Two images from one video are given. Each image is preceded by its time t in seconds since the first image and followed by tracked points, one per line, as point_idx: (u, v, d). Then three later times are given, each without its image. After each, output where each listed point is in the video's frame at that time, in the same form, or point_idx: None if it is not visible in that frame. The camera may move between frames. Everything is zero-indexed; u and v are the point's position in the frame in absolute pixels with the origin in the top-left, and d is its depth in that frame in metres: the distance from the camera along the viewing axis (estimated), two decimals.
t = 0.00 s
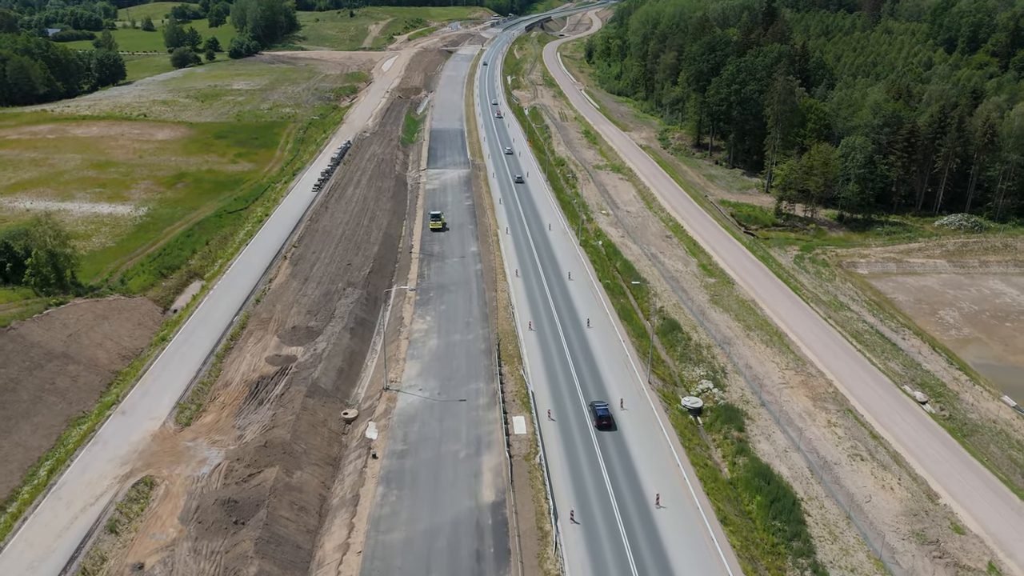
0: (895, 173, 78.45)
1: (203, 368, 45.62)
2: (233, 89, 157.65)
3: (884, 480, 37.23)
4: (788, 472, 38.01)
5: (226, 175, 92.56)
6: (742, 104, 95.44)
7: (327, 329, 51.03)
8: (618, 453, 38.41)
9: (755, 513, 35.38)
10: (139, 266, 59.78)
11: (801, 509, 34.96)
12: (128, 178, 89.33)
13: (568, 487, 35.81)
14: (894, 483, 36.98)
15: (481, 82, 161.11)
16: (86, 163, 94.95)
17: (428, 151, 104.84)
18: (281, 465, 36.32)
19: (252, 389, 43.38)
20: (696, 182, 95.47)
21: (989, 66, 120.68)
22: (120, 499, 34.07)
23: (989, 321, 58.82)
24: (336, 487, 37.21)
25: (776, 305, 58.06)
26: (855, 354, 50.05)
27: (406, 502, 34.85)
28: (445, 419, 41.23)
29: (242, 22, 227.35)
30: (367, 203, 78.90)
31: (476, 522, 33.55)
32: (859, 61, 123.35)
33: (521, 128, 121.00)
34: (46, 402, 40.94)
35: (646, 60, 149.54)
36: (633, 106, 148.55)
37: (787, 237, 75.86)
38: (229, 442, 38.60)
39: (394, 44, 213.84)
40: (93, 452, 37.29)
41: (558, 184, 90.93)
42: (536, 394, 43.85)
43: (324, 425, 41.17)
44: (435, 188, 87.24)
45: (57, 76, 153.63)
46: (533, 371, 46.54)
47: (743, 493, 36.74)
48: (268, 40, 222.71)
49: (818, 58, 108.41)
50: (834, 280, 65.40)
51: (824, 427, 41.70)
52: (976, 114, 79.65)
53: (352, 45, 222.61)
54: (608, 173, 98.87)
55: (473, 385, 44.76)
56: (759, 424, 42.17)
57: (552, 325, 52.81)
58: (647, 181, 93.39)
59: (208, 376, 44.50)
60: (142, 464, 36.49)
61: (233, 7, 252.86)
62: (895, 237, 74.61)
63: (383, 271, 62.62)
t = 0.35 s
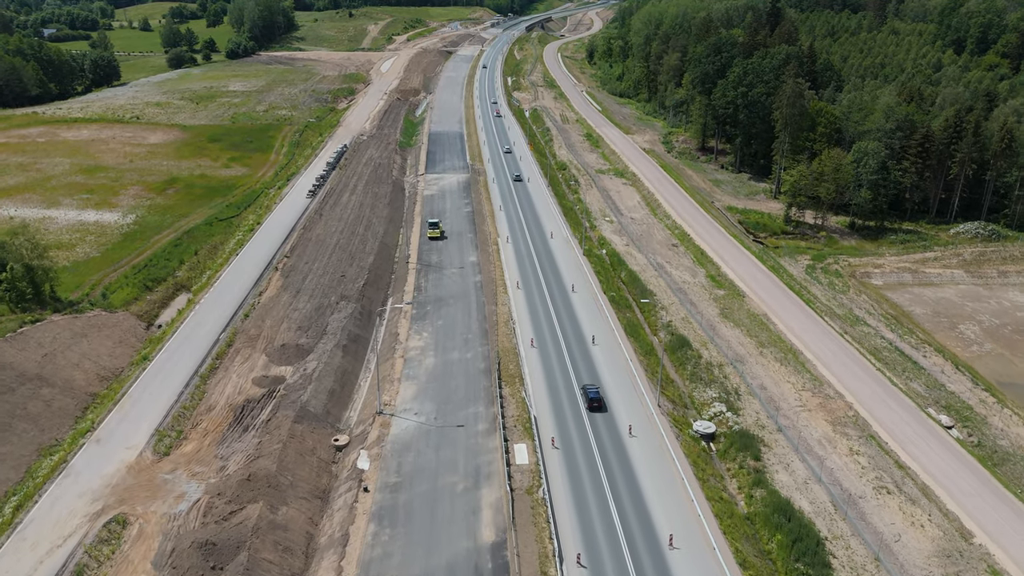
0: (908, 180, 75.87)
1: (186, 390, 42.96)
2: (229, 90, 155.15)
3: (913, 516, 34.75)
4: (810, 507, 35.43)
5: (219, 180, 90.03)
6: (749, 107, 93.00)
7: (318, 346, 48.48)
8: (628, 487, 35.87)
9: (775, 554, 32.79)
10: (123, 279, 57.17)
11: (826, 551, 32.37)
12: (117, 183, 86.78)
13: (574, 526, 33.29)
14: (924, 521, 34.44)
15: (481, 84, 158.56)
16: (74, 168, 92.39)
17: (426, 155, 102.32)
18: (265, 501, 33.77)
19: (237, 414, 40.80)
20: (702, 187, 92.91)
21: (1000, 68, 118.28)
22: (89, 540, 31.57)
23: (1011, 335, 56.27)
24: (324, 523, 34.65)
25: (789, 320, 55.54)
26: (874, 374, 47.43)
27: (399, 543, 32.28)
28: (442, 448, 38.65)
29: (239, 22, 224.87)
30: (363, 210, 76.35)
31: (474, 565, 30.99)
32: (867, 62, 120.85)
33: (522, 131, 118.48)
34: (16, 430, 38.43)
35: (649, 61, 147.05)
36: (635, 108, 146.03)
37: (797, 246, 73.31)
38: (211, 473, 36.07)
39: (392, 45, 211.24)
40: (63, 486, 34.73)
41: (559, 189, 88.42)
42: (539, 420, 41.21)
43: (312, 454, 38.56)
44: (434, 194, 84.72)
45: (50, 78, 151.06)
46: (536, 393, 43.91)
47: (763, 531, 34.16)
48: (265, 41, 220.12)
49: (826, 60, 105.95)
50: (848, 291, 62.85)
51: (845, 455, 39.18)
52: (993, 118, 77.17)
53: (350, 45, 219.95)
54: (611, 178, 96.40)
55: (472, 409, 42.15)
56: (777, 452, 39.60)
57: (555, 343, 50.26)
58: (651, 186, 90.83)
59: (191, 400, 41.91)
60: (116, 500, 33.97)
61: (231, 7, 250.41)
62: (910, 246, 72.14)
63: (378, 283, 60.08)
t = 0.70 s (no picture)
0: (924, 186, 73.66)
1: (166, 415, 40.37)
2: (224, 92, 152.70)
3: (946, 558, 32.29)
4: (835, 547, 32.85)
5: (211, 185, 87.54)
6: (756, 110, 90.52)
7: (308, 366, 45.95)
8: (639, 525, 33.34)
9: None
10: (105, 292, 54.61)
11: None
12: (105, 188, 84.32)
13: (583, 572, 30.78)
14: (959, 564, 31.92)
15: (481, 85, 155.90)
16: (62, 172, 89.89)
17: (425, 159, 99.86)
18: (246, 542, 31.21)
19: (220, 442, 38.25)
20: (707, 192, 90.48)
21: (1011, 69, 115.76)
22: None
23: None
24: (311, 565, 32.09)
25: (804, 335, 53.03)
26: (896, 396, 44.78)
27: None
28: (438, 481, 36.09)
29: (237, 22, 222.37)
30: (358, 217, 73.83)
31: None
32: (875, 64, 118.37)
33: (523, 135, 116.02)
34: None
35: (651, 62, 144.51)
36: (638, 110, 143.50)
37: (808, 255, 70.80)
38: (189, 510, 33.49)
39: (391, 45, 208.68)
40: (29, 526, 32.18)
41: (561, 195, 85.99)
42: (541, 449, 38.63)
43: (300, 486, 36.00)
44: (432, 200, 82.19)
45: (43, 79, 148.65)
46: (538, 418, 41.32)
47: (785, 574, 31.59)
48: (263, 41, 217.68)
49: (834, 61, 103.43)
50: (863, 303, 60.35)
51: (870, 488, 36.71)
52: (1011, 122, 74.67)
53: (348, 46, 217.32)
54: (614, 183, 93.96)
55: (470, 437, 39.57)
56: (797, 484, 37.05)
57: (559, 361, 47.66)
58: (655, 191, 88.24)
59: (171, 427, 39.36)
60: (85, 541, 31.43)
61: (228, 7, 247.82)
62: (925, 255, 69.79)
63: (373, 296, 57.57)
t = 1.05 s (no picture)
0: (939, 193, 71.16)
1: (143, 445, 37.80)
2: (220, 93, 150.14)
3: None
4: None
5: (202, 191, 84.99)
6: (764, 113, 87.99)
7: (297, 389, 43.38)
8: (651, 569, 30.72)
9: None
10: (85, 307, 52.07)
11: None
12: (93, 194, 81.83)
13: None
14: None
15: (481, 86, 153.26)
16: (50, 178, 87.40)
17: (423, 163, 97.35)
18: None
19: (200, 475, 35.71)
20: (713, 198, 88.00)
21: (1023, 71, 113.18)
22: None
23: None
24: None
25: (820, 353, 50.43)
26: (922, 421, 42.09)
27: None
28: (433, 518, 33.50)
29: (234, 22, 219.73)
30: (353, 225, 71.27)
31: None
32: (883, 65, 115.78)
33: (524, 138, 113.50)
34: None
35: (654, 63, 141.91)
36: (641, 112, 140.98)
37: (820, 264, 68.26)
38: (164, 553, 30.99)
39: (390, 46, 206.04)
40: None
41: (563, 201, 83.53)
42: (545, 482, 36.02)
43: (285, 523, 33.40)
44: (430, 206, 79.65)
45: (35, 80, 146.12)
46: (542, 448, 38.71)
47: None
48: (261, 41, 215.09)
49: (842, 63, 100.86)
50: (879, 317, 57.84)
51: (898, 525, 34.21)
52: None
53: (347, 46, 214.65)
54: (617, 188, 91.49)
55: (468, 467, 36.99)
56: (819, 521, 34.53)
57: (563, 382, 44.98)
58: (660, 197, 85.64)
59: (148, 457, 36.82)
60: None
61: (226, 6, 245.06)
62: (941, 265, 67.33)
63: (367, 310, 55.02)
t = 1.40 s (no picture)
0: (956, 201, 68.72)
1: (117, 478, 35.24)
2: (215, 95, 147.69)
3: None
4: None
5: (193, 197, 82.49)
6: (772, 117, 85.54)
7: (285, 414, 40.84)
8: None
9: None
10: (64, 324, 49.55)
11: None
12: (80, 201, 79.34)
13: None
14: None
15: (481, 88, 150.60)
16: (36, 184, 84.95)
17: (421, 168, 94.88)
18: None
19: (177, 512, 33.18)
20: (720, 203, 85.53)
21: None
22: None
23: None
24: None
25: (838, 372, 47.83)
26: (950, 449, 39.61)
27: None
28: (428, 562, 30.92)
29: (231, 22, 217.09)
30: (348, 234, 68.70)
31: None
32: (892, 66, 113.43)
33: (524, 141, 111.01)
34: None
35: (657, 64, 139.30)
36: (643, 114, 138.44)
37: (833, 275, 65.78)
38: None
39: (388, 47, 203.41)
40: None
41: (565, 208, 81.08)
42: (549, 520, 33.47)
43: (268, 567, 30.87)
44: (428, 213, 77.12)
45: (27, 82, 143.64)
46: (545, 480, 36.17)
47: None
48: (258, 42, 212.52)
49: (851, 65, 98.22)
50: (897, 331, 55.31)
51: (931, 569, 31.89)
52: None
53: (345, 47, 212.03)
54: (621, 194, 89.09)
55: (466, 503, 34.38)
56: (845, 564, 32.05)
57: (566, 405, 42.40)
58: (665, 203, 83.04)
59: (122, 493, 34.33)
60: None
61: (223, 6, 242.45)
62: (959, 276, 64.88)
63: (361, 325, 52.51)
